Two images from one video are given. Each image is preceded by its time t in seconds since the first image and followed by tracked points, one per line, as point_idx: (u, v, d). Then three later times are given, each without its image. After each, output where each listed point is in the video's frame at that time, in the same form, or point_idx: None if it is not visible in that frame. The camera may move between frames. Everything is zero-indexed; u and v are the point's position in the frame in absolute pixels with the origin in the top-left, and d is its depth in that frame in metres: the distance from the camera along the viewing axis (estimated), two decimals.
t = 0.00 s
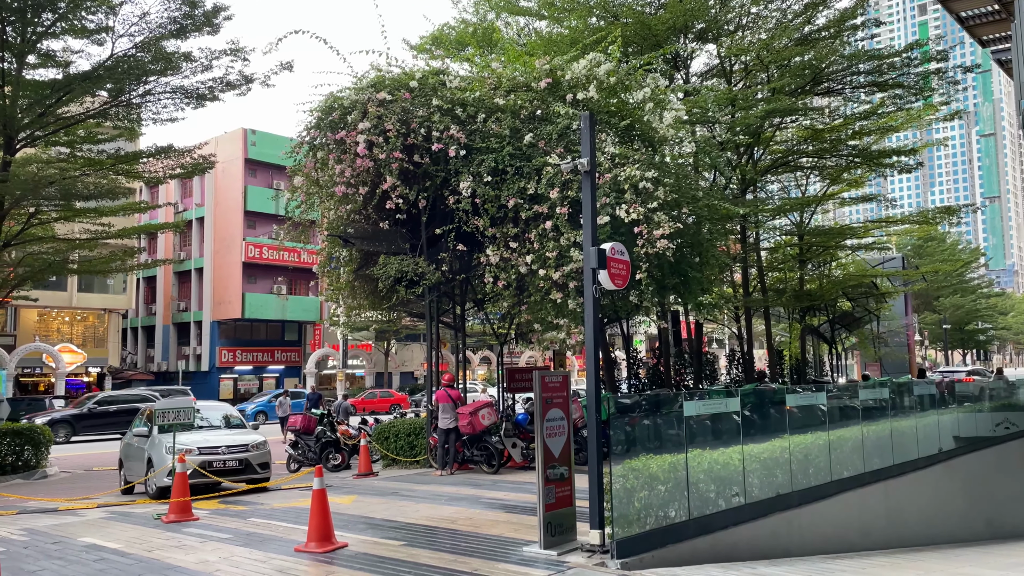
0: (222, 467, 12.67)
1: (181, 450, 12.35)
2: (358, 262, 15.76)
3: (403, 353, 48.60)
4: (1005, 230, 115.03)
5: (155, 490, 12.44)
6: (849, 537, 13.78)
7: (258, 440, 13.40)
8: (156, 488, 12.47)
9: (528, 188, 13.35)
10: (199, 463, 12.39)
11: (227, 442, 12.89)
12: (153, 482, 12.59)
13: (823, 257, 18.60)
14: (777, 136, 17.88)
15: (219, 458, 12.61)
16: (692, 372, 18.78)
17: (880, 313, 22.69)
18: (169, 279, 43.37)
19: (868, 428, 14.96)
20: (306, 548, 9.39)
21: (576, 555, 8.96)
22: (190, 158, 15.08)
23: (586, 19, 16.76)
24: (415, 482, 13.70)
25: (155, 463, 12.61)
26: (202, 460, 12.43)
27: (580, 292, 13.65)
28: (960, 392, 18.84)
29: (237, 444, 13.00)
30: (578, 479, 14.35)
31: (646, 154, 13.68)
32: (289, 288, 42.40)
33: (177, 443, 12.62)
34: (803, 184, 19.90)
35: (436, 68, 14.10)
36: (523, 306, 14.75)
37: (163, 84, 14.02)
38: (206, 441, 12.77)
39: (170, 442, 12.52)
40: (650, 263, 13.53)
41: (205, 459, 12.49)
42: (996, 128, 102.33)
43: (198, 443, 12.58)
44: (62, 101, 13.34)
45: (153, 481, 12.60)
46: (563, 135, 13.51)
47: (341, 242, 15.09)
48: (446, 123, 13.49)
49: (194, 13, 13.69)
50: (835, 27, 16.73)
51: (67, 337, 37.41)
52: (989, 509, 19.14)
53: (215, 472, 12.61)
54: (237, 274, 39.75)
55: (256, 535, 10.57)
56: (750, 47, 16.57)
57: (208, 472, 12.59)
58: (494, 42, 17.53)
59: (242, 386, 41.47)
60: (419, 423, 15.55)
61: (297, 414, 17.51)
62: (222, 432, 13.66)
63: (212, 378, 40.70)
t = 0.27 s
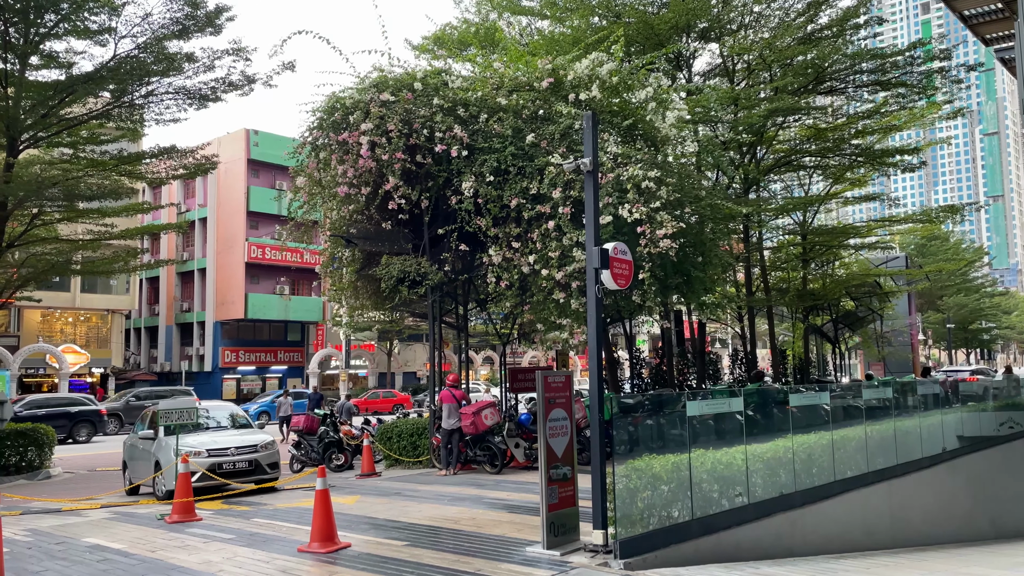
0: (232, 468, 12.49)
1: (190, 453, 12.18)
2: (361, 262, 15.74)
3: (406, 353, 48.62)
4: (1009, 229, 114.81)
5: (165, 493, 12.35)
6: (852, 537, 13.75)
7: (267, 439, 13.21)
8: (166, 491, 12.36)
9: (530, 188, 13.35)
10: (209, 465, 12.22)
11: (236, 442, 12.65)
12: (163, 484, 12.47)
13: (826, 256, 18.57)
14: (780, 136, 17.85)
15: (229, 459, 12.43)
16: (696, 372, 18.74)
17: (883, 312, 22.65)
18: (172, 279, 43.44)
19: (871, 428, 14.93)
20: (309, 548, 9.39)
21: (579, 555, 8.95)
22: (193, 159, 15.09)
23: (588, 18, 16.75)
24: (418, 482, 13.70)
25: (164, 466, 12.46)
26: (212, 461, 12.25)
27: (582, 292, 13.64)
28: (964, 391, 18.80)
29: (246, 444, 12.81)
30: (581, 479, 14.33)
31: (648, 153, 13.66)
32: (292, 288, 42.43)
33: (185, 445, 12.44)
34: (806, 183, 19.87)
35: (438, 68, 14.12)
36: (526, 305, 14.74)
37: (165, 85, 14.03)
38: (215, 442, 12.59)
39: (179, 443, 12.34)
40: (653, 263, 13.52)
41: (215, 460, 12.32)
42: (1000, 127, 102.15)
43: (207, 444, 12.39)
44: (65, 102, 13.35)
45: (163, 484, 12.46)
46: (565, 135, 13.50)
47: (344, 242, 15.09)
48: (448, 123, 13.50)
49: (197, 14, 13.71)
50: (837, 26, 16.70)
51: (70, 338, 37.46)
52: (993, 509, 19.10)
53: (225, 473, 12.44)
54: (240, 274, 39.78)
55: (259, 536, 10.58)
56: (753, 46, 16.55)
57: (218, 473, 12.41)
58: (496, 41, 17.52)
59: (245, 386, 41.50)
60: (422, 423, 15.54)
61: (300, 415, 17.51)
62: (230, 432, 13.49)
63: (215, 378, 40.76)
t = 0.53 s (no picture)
0: (240, 467, 12.38)
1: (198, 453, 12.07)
2: (363, 262, 15.76)
3: (408, 353, 48.64)
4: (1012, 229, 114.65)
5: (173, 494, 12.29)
6: (856, 537, 13.73)
7: (275, 437, 13.09)
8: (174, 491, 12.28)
9: (532, 188, 13.36)
10: (217, 465, 12.11)
11: (244, 441, 12.55)
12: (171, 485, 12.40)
13: (829, 256, 18.54)
14: (782, 135, 17.83)
15: (237, 459, 12.31)
16: (699, 372, 18.72)
17: (886, 312, 22.61)
18: (175, 280, 43.52)
19: (874, 428, 14.91)
20: (313, 548, 9.40)
21: (582, 555, 8.96)
22: (196, 160, 15.12)
23: (590, 18, 16.75)
24: (421, 482, 13.71)
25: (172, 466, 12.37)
26: (220, 461, 12.14)
27: (585, 292, 13.63)
28: (967, 391, 18.77)
29: (254, 443, 12.69)
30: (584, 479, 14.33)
31: (651, 153, 13.66)
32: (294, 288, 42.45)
33: (192, 445, 12.33)
34: (809, 183, 19.85)
35: (440, 68, 14.14)
36: (529, 306, 14.73)
37: (168, 85, 14.06)
38: (223, 442, 12.47)
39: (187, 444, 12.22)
40: (655, 263, 13.52)
41: (223, 461, 12.20)
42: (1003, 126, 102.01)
43: (214, 444, 12.26)
44: (68, 103, 13.39)
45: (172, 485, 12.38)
46: (568, 135, 13.51)
47: (347, 243, 15.11)
48: (450, 123, 13.52)
49: (199, 15, 13.73)
50: (839, 26, 16.68)
51: (73, 338, 37.53)
52: (996, 509, 19.06)
53: (234, 473, 12.32)
54: (243, 274, 39.81)
55: (263, 536, 10.60)
56: (755, 46, 16.55)
57: (227, 473, 12.30)
58: (498, 42, 17.51)
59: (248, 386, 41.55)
60: (425, 423, 15.55)
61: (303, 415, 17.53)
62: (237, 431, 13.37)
63: (218, 379, 40.81)
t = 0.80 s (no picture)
0: (250, 467, 12.42)
1: (208, 453, 12.11)
2: (366, 263, 15.78)
3: (412, 354, 48.66)
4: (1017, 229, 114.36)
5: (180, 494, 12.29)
6: (860, 537, 13.71)
7: (284, 438, 13.14)
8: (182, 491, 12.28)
9: (535, 188, 13.36)
10: (227, 464, 12.14)
11: (253, 441, 12.61)
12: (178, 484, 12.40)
13: (832, 256, 18.50)
14: (786, 135, 17.79)
15: (247, 458, 12.36)
16: (702, 372, 18.70)
17: (890, 311, 22.56)
18: (179, 280, 43.59)
19: (879, 428, 14.89)
20: (316, 548, 9.41)
21: (585, 556, 8.96)
22: (199, 161, 15.13)
23: (593, 18, 16.74)
24: (425, 482, 13.72)
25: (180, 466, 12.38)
26: (230, 461, 12.17)
27: (588, 292, 13.62)
28: (972, 391, 18.72)
29: (263, 443, 12.74)
30: (588, 480, 14.33)
31: (654, 153, 13.65)
32: (298, 289, 42.50)
33: (202, 444, 12.36)
34: (812, 183, 19.82)
35: (443, 68, 14.15)
36: (532, 306, 14.73)
37: (172, 86, 14.08)
38: (232, 441, 12.52)
39: (197, 444, 12.28)
40: (658, 263, 13.50)
41: (233, 460, 12.24)
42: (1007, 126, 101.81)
43: (224, 444, 12.30)
44: (72, 104, 13.41)
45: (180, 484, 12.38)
46: (571, 135, 13.51)
47: (350, 243, 15.12)
48: (453, 123, 13.52)
49: (202, 16, 13.75)
50: (843, 25, 16.64)
51: (78, 339, 37.61)
52: (1001, 509, 19.01)
53: (244, 473, 12.36)
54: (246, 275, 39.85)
55: (266, 536, 10.62)
56: (758, 46, 16.51)
57: (236, 473, 12.33)
58: (501, 42, 17.50)
59: (252, 386, 41.59)
60: (428, 423, 15.56)
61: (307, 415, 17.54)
62: (245, 431, 13.42)
63: (222, 379, 40.89)
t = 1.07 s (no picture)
0: (261, 467, 12.37)
1: (219, 453, 12.06)
2: (370, 263, 15.79)
3: (416, 354, 48.70)
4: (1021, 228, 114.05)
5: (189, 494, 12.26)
6: (864, 537, 13.68)
7: (294, 438, 13.10)
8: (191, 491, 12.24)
9: (539, 188, 13.36)
10: (237, 465, 12.09)
11: (263, 441, 12.58)
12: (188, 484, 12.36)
13: (837, 256, 18.46)
14: (790, 135, 17.75)
15: (258, 458, 12.31)
16: (706, 372, 18.66)
17: (894, 311, 22.51)
18: (183, 281, 43.68)
19: (883, 427, 14.86)
20: (320, 548, 9.42)
21: (589, 556, 8.95)
22: (203, 161, 15.16)
23: (597, 18, 16.74)
24: (429, 482, 13.73)
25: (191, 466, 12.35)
26: (241, 461, 12.13)
27: (592, 292, 13.60)
28: (976, 391, 18.68)
29: (274, 443, 12.70)
30: (591, 480, 14.32)
31: (658, 153, 13.64)
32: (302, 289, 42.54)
33: (212, 444, 12.33)
34: (816, 182, 19.78)
35: (447, 68, 14.16)
36: (536, 306, 14.71)
37: (176, 87, 14.11)
38: (243, 441, 12.47)
39: (207, 444, 12.23)
40: (662, 262, 13.49)
41: (244, 460, 12.19)
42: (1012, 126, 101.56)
43: (235, 444, 12.26)
44: (77, 105, 13.45)
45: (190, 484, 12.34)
46: (574, 135, 13.51)
47: (354, 243, 15.13)
48: (457, 123, 13.54)
49: (206, 16, 13.77)
50: (847, 24, 16.61)
51: (82, 339, 37.70)
52: (1006, 509, 18.96)
53: (254, 473, 12.31)
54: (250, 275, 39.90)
55: (271, 535, 10.63)
56: (763, 45, 16.48)
57: (247, 473, 12.29)
58: (505, 42, 17.50)
59: (256, 386, 41.64)
60: (432, 423, 15.56)
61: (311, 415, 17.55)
62: (255, 431, 13.37)
63: (226, 379, 40.95)
